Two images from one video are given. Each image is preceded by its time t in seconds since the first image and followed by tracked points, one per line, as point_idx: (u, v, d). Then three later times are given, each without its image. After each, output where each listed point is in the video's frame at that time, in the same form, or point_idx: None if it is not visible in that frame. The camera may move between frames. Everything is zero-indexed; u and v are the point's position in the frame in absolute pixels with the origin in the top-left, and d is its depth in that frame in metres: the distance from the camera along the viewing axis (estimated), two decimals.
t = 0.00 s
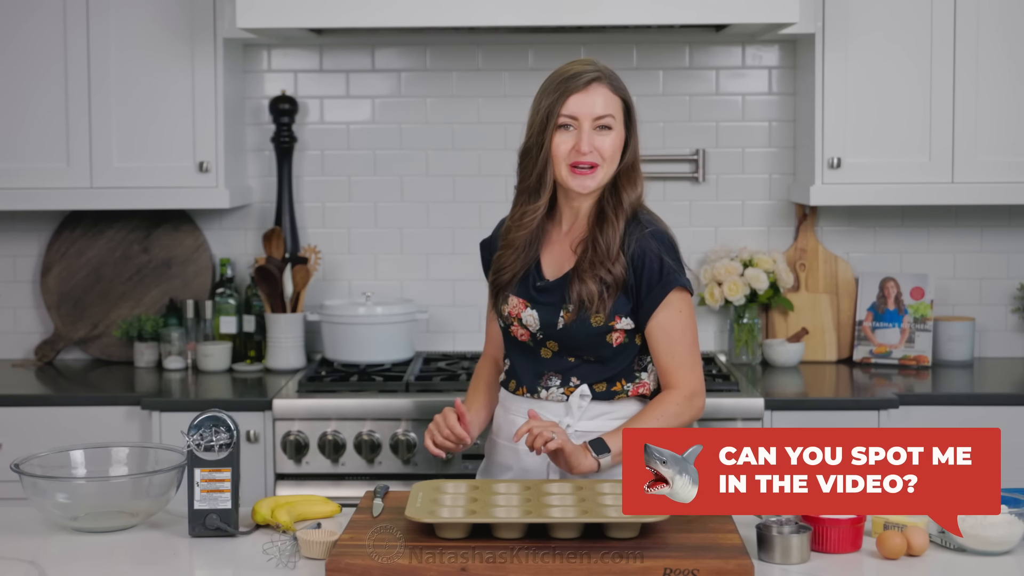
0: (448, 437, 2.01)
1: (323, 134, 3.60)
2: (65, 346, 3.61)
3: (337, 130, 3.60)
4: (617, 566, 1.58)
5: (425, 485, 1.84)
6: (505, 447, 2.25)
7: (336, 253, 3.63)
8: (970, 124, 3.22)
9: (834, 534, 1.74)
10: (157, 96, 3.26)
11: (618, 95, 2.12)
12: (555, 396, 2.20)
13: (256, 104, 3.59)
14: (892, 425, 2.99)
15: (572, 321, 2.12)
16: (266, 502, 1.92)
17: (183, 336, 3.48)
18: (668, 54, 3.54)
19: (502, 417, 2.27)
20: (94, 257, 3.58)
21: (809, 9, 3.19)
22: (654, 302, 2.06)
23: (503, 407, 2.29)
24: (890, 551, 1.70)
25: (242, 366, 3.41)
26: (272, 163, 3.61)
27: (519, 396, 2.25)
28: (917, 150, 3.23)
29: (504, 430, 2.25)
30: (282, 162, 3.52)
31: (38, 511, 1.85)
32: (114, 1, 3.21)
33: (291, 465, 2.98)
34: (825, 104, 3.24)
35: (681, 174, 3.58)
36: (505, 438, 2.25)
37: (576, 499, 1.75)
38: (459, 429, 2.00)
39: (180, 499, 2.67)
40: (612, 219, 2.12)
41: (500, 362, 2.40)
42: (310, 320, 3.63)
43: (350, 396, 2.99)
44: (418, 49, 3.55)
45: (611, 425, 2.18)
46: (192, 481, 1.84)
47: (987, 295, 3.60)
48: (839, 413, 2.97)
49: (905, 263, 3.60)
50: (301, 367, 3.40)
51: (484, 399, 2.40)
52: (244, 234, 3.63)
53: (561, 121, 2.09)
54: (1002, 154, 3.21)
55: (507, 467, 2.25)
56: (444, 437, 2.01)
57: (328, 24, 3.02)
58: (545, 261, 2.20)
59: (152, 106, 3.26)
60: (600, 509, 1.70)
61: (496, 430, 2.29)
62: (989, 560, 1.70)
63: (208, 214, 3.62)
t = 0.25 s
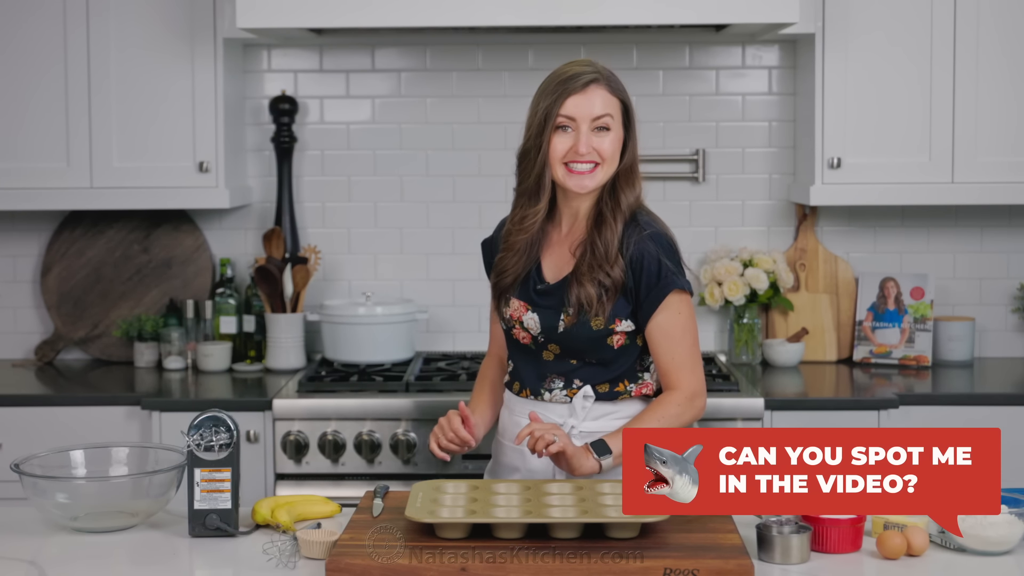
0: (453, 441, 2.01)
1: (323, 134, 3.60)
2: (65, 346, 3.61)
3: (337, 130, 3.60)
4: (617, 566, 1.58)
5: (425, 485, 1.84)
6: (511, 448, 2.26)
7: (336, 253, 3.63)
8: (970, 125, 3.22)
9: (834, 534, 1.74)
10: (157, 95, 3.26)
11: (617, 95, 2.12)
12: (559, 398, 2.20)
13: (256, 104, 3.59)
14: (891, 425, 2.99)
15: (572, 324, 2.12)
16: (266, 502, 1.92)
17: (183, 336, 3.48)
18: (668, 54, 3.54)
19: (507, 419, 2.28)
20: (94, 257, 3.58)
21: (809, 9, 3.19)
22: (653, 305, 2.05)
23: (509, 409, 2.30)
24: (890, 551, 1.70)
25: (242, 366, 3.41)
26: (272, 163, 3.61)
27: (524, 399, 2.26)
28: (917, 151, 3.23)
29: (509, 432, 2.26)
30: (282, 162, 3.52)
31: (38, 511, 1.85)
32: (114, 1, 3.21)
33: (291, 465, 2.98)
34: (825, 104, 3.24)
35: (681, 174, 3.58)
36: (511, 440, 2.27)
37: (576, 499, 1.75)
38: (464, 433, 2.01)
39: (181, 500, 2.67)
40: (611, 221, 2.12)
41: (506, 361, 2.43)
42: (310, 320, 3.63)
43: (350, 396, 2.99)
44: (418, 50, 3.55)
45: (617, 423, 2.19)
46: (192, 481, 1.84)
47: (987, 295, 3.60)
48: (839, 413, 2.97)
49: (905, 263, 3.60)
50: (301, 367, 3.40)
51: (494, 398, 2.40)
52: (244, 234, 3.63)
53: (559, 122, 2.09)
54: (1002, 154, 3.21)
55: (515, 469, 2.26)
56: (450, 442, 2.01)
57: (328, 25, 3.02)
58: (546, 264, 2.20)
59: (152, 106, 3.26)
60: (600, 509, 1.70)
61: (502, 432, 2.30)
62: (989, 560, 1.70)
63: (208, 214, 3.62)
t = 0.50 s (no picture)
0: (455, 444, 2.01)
1: (323, 134, 3.60)
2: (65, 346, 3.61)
3: (337, 130, 3.60)
4: (617, 566, 1.58)
5: (425, 485, 1.84)
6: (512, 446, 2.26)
7: (336, 253, 3.63)
8: (970, 125, 3.22)
9: (834, 534, 1.74)
10: (157, 95, 3.26)
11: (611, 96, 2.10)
12: (561, 397, 2.20)
13: (256, 104, 3.59)
14: (891, 425, 2.99)
15: (578, 324, 2.13)
16: (266, 502, 1.92)
17: (183, 336, 3.48)
18: (668, 54, 3.53)
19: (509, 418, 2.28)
20: (94, 257, 3.58)
21: (809, 9, 3.19)
22: (659, 306, 2.06)
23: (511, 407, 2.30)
24: (890, 551, 1.70)
25: (242, 366, 3.41)
26: (272, 163, 3.61)
27: (525, 397, 2.26)
28: (917, 151, 3.23)
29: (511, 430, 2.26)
30: (282, 162, 3.52)
31: (38, 511, 1.85)
32: (114, 1, 3.21)
33: (291, 465, 2.98)
34: (825, 104, 3.24)
35: (681, 174, 3.58)
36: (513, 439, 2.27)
37: (576, 499, 1.75)
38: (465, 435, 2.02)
39: (181, 500, 2.67)
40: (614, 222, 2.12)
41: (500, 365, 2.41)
42: (310, 320, 3.63)
43: (350, 396, 2.99)
44: (418, 50, 3.55)
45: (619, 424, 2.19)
46: (192, 481, 1.84)
47: (986, 295, 3.60)
48: (839, 413, 2.97)
49: (905, 263, 3.60)
50: (301, 367, 3.40)
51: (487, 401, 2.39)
52: (244, 234, 3.63)
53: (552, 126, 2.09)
54: (1002, 154, 3.21)
55: (516, 469, 2.27)
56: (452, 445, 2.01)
57: (328, 25, 3.02)
58: (551, 264, 2.20)
59: (153, 106, 3.26)
60: (600, 509, 1.70)
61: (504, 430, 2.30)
62: (989, 560, 1.70)
63: (208, 214, 3.62)
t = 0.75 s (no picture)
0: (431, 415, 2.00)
1: (323, 134, 3.60)
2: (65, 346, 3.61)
3: (337, 130, 3.60)
4: (617, 566, 1.58)
5: (425, 485, 1.84)
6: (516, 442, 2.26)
7: (336, 253, 3.63)
8: (970, 125, 3.22)
9: (834, 534, 1.74)
10: (158, 96, 3.26)
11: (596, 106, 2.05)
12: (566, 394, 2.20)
13: (256, 104, 3.59)
14: (892, 425, 2.99)
15: (587, 319, 2.14)
16: (266, 502, 1.92)
17: (183, 336, 3.49)
18: (668, 54, 3.53)
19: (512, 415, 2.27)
20: (94, 257, 3.59)
21: (809, 8, 3.19)
22: (663, 302, 2.05)
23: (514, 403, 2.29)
24: (890, 551, 1.70)
25: (242, 366, 3.41)
26: (272, 162, 3.61)
27: (528, 392, 2.25)
28: (917, 150, 3.23)
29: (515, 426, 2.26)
30: (282, 162, 3.52)
31: (37, 511, 1.85)
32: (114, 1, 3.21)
33: (291, 465, 2.98)
34: (825, 104, 3.24)
35: (681, 174, 3.58)
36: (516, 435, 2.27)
37: (576, 499, 1.75)
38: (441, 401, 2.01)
39: (180, 500, 2.67)
40: (617, 226, 2.10)
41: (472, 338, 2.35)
42: (310, 320, 3.63)
43: (350, 396, 2.99)
44: (418, 49, 3.55)
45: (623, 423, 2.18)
46: (192, 481, 1.84)
47: (986, 295, 3.60)
48: (839, 413, 2.97)
49: (905, 263, 3.60)
50: (301, 367, 3.40)
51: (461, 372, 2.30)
52: (244, 234, 3.63)
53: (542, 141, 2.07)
54: (1002, 154, 3.21)
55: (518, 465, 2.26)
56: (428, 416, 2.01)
57: (328, 24, 3.02)
58: (561, 261, 2.20)
59: (153, 106, 3.26)
60: (600, 509, 1.70)
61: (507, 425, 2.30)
62: (989, 560, 1.70)
63: (208, 214, 3.62)
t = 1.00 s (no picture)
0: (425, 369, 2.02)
1: (323, 134, 3.60)
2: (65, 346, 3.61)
3: (337, 130, 3.59)
4: (617, 566, 1.58)
5: (425, 485, 1.84)
6: (522, 441, 2.24)
7: (337, 253, 3.63)
8: (970, 125, 3.22)
9: (834, 534, 1.73)
10: (157, 96, 3.26)
11: (591, 107, 2.02)
12: (574, 393, 2.18)
13: (256, 104, 3.59)
14: (891, 424, 2.99)
15: (591, 317, 2.15)
16: (266, 502, 1.92)
17: (183, 336, 3.49)
18: (668, 54, 3.53)
19: (519, 413, 2.25)
20: (94, 257, 3.58)
21: (809, 9, 3.19)
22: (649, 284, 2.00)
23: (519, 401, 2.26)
24: (890, 551, 1.70)
25: (242, 366, 3.41)
26: (272, 162, 3.61)
27: (535, 392, 2.22)
28: (917, 151, 3.23)
29: (521, 424, 2.24)
30: (282, 162, 3.52)
31: (37, 511, 1.85)
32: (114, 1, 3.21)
33: (291, 465, 2.98)
34: (826, 104, 3.24)
35: (680, 174, 3.58)
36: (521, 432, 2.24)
37: (576, 499, 1.75)
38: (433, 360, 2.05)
39: (181, 500, 2.67)
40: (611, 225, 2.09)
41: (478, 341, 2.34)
42: (310, 320, 3.63)
43: (350, 396, 2.99)
44: (418, 49, 3.55)
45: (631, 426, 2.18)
46: (192, 481, 1.84)
47: (986, 295, 3.60)
48: (839, 412, 2.97)
49: (905, 263, 3.60)
50: (301, 367, 3.40)
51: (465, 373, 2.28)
52: (244, 234, 3.63)
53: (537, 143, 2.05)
54: (1002, 154, 3.21)
55: (522, 462, 2.24)
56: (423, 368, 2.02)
57: (328, 24, 3.02)
58: (564, 259, 2.21)
59: (153, 107, 3.26)
60: (600, 509, 1.70)
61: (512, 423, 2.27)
62: (989, 560, 1.70)
63: (208, 214, 3.62)
